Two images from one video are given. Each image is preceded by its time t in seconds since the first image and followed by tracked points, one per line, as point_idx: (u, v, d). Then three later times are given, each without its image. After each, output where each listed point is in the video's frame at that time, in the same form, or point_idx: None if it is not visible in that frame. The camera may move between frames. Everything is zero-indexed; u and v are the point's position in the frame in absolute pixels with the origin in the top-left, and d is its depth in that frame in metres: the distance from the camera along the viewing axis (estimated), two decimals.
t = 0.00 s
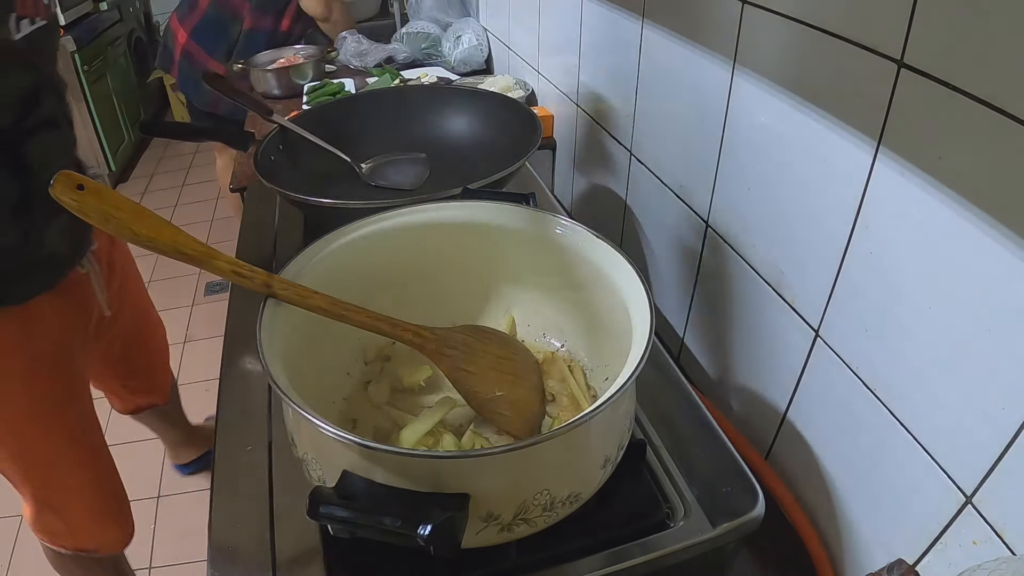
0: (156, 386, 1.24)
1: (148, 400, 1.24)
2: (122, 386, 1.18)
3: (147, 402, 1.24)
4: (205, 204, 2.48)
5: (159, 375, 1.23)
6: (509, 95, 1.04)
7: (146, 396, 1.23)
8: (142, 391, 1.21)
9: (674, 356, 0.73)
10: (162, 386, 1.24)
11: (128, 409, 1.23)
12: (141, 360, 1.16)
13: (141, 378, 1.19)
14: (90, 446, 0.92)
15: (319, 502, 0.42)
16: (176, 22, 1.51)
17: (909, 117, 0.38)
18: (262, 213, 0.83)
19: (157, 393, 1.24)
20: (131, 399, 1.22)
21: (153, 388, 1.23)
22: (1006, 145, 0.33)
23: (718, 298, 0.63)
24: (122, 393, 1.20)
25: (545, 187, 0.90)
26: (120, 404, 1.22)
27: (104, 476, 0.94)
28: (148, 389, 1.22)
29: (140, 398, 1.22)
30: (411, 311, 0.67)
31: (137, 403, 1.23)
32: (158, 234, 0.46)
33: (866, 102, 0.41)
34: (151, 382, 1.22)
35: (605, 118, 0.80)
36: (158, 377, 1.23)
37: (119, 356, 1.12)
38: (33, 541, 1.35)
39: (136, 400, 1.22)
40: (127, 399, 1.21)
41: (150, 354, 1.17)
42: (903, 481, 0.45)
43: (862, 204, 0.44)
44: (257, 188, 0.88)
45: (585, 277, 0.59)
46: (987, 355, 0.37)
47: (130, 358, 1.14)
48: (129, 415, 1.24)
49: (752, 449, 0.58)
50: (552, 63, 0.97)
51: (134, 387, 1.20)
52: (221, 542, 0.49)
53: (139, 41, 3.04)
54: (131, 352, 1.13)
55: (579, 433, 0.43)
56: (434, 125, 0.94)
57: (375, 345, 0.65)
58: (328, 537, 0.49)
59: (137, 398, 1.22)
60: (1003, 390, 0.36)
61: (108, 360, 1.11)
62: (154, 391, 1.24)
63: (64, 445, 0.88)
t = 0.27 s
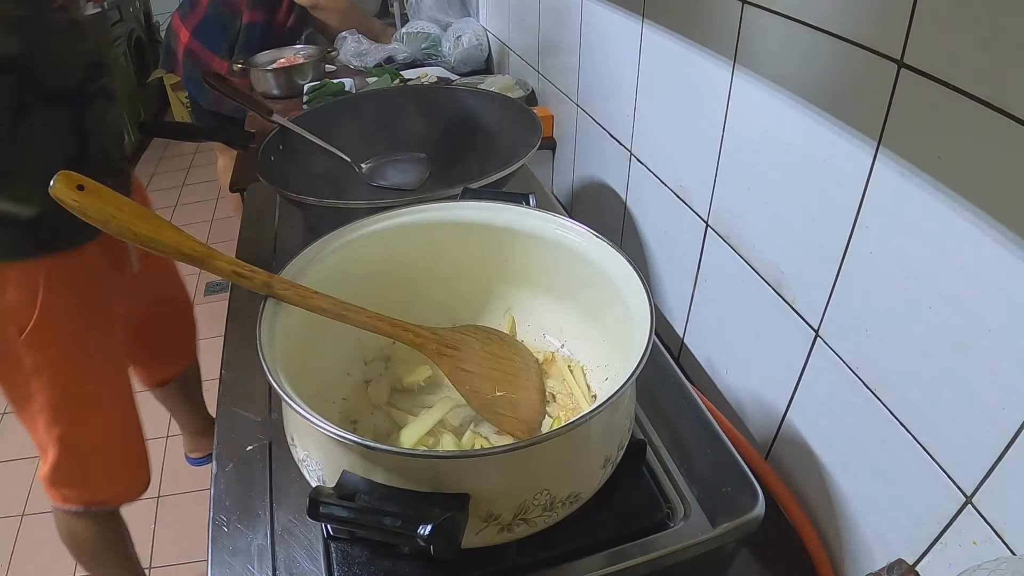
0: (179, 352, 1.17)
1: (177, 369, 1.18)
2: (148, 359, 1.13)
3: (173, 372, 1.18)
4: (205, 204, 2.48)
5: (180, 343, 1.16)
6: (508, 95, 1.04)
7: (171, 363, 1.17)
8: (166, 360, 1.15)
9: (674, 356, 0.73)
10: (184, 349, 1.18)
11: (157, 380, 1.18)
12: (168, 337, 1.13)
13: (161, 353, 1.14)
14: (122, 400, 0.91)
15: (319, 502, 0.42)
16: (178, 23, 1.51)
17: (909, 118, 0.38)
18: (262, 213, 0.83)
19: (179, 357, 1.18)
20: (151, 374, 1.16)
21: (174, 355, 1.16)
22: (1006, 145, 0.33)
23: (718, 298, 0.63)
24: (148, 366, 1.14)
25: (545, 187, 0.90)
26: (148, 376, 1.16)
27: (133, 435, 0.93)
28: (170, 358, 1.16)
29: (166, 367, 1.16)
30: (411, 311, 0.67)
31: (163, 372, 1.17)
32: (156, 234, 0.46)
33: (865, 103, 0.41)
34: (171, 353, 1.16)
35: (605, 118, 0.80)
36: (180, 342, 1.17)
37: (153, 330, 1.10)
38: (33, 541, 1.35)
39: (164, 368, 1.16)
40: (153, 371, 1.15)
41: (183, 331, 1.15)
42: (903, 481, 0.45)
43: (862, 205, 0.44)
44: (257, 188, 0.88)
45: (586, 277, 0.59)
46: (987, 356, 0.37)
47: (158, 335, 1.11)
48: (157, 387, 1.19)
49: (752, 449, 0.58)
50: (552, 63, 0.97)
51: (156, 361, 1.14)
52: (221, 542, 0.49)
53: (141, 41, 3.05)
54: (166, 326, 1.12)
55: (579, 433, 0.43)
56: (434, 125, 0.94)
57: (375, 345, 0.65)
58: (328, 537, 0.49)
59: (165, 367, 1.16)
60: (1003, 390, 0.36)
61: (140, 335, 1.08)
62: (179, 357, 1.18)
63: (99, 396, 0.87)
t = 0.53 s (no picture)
0: (202, 328, 1.20)
1: (197, 344, 1.21)
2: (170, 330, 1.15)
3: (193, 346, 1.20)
4: (205, 204, 2.48)
5: (204, 315, 1.19)
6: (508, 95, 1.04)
7: (192, 338, 1.19)
8: (187, 333, 1.18)
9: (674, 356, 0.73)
10: (207, 327, 1.20)
11: (174, 353, 1.21)
12: (191, 304, 1.15)
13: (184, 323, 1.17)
14: (137, 355, 0.96)
15: (319, 502, 0.42)
16: (173, 25, 1.46)
17: (909, 117, 0.38)
18: (262, 213, 0.83)
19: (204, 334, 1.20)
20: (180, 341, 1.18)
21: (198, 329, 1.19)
22: (1006, 145, 0.33)
23: (718, 298, 0.63)
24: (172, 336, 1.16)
25: (545, 187, 0.90)
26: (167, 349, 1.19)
27: (148, 389, 0.99)
28: (193, 332, 1.19)
29: (186, 341, 1.19)
30: (411, 310, 0.67)
31: (183, 346, 1.20)
32: (156, 234, 0.46)
33: (865, 104, 0.41)
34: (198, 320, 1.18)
35: (605, 118, 0.80)
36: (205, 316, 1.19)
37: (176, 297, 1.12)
38: (33, 541, 1.35)
39: (182, 342, 1.19)
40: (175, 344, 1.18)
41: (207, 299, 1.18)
42: (903, 481, 0.45)
43: (862, 205, 0.44)
44: (257, 188, 0.88)
45: (586, 277, 0.59)
46: (987, 355, 0.37)
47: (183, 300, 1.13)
48: (177, 361, 1.21)
49: (752, 450, 0.58)
50: (552, 63, 0.97)
51: (179, 331, 1.17)
52: (221, 542, 0.49)
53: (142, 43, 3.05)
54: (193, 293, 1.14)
55: (579, 433, 0.43)
56: (433, 125, 0.94)
57: (375, 345, 0.65)
58: (328, 537, 0.49)
59: (184, 341, 1.19)
60: (1003, 389, 0.36)
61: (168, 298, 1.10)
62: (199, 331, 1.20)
63: (116, 347, 0.92)
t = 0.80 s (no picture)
0: (189, 321, 1.22)
1: (181, 338, 1.23)
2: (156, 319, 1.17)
3: (177, 340, 1.22)
4: (205, 204, 2.48)
5: (189, 309, 1.21)
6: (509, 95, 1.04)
7: (177, 331, 1.21)
8: (173, 327, 1.20)
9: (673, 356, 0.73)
10: (193, 322, 1.23)
11: (159, 347, 1.22)
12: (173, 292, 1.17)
13: (171, 315, 1.19)
14: (120, 331, 0.95)
15: (319, 502, 0.42)
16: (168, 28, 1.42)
17: (909, 117, 0.38)
18: (262, 213, 0.83)
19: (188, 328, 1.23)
20: (165, 334, 1.20)
21: (184, 323, 1.21)
22: (1006, 145, 0.33)
23: (718, 298, 0.63)
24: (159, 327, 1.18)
25: (545, 187, 0.90)
26: (151, 342, 1.20)
27: (128, 371, 0.97)
28: (178, 325, 1.21)
29: (172, 334, 1.21)
30: (411, 311, 0.67)
31: (168, 340, 1.21)
32: (156, 234, 0.46)
33: (865, 104, 0.41)
34: (184, 313, 1.20)
35: (605, 118, 0.80)
36: (190, 310, 1.22)
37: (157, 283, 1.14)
38: (33, 541, 1.35)
39: (168, 334, 1.21)
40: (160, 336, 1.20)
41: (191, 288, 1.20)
42: (903, 481, 0.45)
43: (862, 205, 0.44)
44: (257, 189, 0.88)
45: (586, 277, 0.59)
46: (987, 355, 0.37)
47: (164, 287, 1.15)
48: (161, 353, 1.23)
49: (752, 450, 0.58)
50: (552, 63, 0.97)
51: (165, 322, 1.19)
52: (221, 542, 0.49)
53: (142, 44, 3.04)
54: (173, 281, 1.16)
55: (579, 433, 0.43)
56: (433, 125, 0.94)
57: (375, 345, 0.65)
58: (328, 537, 0.49)
59: (169, 335, 1.21)
60: (1003, 389, 0.36)
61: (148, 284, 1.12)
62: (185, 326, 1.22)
63: (98, 321, 0.91)
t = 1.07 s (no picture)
0: (177, 321, 1.21)
1: (169, 336, 1.22)
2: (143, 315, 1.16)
3: (165, 337, 1.21)
4: (205, 204, 2.48)
5: (178, 308, 1.20)
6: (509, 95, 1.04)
7: (163, 329, 1.20)
8: (160, 324, 1.19)
9: (674, 356, 0.73)
10: (182, 322, 1.22)
11: (146, 343, 1.21)
12: (164, 293, 1.16)
13: (158, 313, 1.18)
14: (105, 322, 0.94)
15: (319, 502, 0.42)
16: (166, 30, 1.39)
17: (909, 117, 0.38)
18: (262, 213, 0.83)
19: (176, 328, 1.21)
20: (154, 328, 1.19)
21: (172, 321, 1.20)
22: (1005, 144, 0.33)
23: (718, 298, 0.63)
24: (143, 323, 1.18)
25: (545, 187, 0.90)
26: (138, 338, 1.19)
27: (110, 361, 0.97)
28: (166, 322, 1.20)
29: (158, 331, 1.20)
30: (411, 311, 0.67)
31: (155, 336, 1.21)
32: (156, 234, 0.46)
33: (866, 104, 0.41)
34: (169, 313, 1.19)
35: (605, 118, 0.80)
36: (178, 309, 1.20)
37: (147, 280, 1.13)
38: (33, 541, 1.35)
39: (156, 331, 1.20)
40: (144, 331, 1.19)
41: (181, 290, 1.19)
42: (903, 481, 0.45)
43: (862, 205, 0.44)
44: (257, 189, 0.88)
45: (586, 277, 0.59)
46: (987, 355, 0.37)
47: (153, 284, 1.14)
48: (147, 349, 1.22)
49: (752, 450, 0.58)
50: (552, 63, 0.97)
51: (151, 318, 1.18)
52: (221, 542, 0.49)
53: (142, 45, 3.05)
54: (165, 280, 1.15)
55: (579, 434, 0.43)
56: (434, 125, 0.94)
57: (376, 345, 0.65)
58: (328, 537, 0.49)
59: (158, 331, 1.20)
60: (1003, 389, 0.36)
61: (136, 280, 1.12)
62: (176, 326, 1.22)
63: (83, 311, 0.90)
